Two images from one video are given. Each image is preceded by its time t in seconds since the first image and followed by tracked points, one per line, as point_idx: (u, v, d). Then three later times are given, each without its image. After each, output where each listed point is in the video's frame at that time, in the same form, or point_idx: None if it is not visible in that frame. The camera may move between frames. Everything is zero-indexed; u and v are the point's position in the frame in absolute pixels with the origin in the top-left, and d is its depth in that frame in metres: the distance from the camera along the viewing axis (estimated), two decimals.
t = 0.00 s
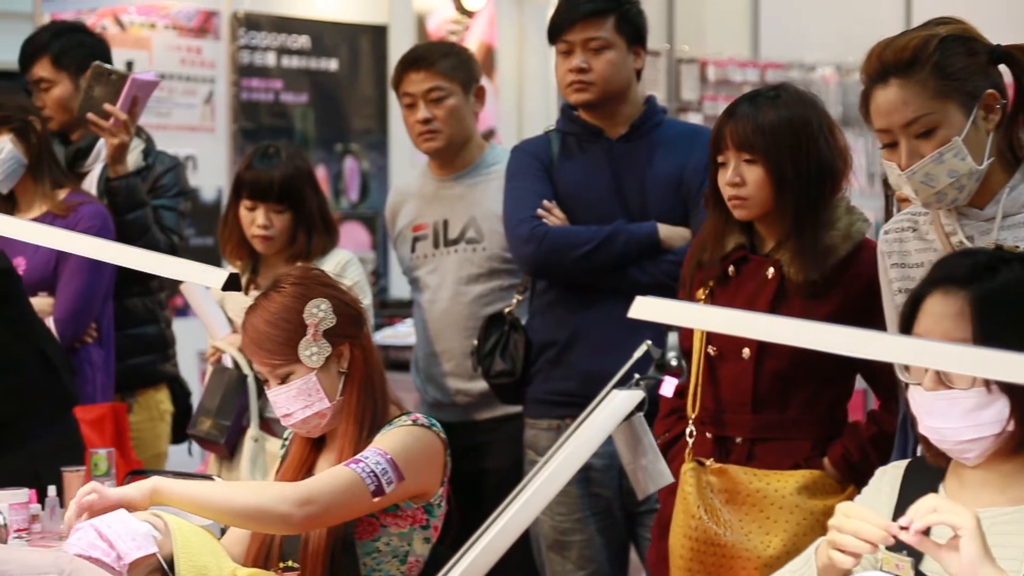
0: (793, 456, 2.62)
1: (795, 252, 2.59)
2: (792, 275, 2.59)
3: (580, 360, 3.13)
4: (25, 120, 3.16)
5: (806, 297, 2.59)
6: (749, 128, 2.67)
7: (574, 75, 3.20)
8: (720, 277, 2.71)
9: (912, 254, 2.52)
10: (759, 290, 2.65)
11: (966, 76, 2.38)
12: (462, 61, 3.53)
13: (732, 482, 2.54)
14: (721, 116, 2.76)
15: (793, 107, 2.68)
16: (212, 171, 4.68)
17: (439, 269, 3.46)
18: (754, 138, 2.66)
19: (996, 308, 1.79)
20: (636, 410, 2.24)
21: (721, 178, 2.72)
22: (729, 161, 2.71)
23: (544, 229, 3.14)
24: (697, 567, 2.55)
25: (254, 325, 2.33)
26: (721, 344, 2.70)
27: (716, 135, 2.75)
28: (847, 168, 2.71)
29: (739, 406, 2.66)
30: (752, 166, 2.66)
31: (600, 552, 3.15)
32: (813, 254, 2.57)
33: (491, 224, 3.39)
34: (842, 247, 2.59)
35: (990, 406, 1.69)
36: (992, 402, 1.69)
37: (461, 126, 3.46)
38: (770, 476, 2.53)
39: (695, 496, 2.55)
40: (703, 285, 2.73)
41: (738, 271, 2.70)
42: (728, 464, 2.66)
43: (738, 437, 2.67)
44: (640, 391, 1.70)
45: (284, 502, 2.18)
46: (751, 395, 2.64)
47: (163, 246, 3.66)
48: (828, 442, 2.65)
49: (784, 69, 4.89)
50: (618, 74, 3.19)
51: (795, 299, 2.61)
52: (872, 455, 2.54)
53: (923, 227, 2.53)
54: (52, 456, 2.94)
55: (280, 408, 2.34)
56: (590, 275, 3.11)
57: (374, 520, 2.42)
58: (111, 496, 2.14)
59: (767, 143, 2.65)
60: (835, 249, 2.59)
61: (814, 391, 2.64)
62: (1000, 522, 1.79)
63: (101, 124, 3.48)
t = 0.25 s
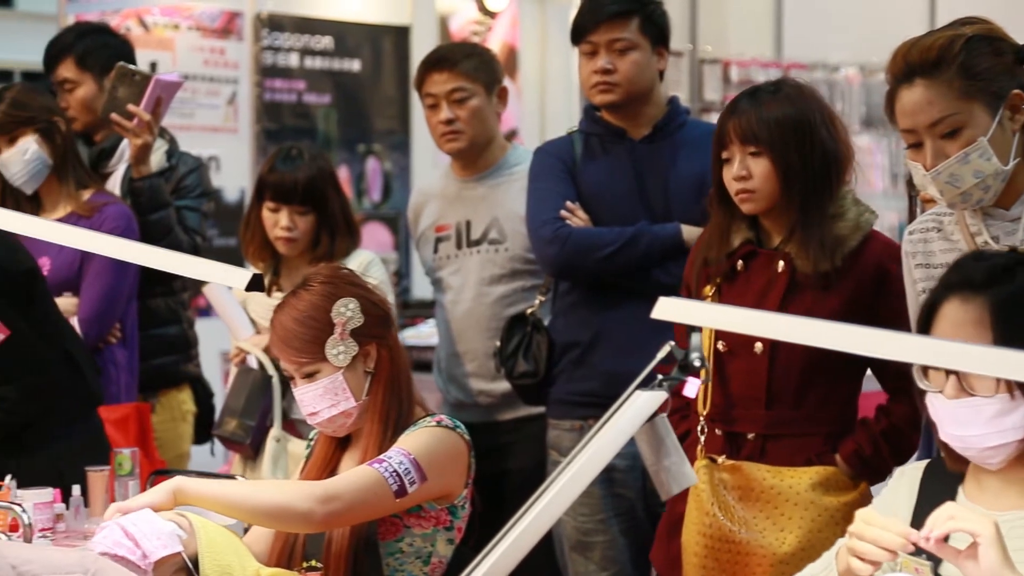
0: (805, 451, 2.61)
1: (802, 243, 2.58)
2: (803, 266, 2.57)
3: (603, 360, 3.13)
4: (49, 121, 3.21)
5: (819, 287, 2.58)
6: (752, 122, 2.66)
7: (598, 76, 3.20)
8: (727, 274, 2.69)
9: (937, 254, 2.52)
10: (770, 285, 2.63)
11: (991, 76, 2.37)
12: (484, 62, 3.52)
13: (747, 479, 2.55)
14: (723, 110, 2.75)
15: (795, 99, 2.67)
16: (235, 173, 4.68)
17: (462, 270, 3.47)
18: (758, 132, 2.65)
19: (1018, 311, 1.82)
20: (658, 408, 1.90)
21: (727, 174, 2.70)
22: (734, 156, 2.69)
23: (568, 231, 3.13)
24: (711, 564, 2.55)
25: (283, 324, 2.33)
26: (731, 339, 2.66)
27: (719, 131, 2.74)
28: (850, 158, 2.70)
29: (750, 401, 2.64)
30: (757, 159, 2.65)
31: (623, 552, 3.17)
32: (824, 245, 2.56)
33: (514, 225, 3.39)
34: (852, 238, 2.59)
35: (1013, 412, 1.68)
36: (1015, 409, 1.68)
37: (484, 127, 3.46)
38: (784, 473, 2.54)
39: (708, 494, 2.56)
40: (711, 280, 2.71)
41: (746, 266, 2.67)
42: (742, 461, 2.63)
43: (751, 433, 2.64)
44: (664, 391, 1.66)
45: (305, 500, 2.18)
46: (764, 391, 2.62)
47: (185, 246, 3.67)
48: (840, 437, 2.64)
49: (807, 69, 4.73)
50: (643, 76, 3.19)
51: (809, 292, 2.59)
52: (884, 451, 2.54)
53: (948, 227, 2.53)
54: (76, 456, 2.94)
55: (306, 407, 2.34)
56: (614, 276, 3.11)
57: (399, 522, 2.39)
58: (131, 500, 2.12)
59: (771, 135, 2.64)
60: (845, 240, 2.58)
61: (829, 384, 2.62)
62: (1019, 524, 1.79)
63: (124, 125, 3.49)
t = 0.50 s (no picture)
0: (822, 449, 2.60)
1: (815, 239, 2.58)
2: (815, 262, 2.57)
3: (627, 361, 3.13)
4: (75, 121, 3.22)
5: (834, 282, 2.57)
6: (761, 120, 2.65)
7: (624, 77, 3.19)
8: (737, 273, 2.68)
9: (962, 254, 2.54)
10: (782, 282, 2.62)
11: (1018, 75, 2.35)
12: (507, 62, 3.52)
13: (766, 477, 2.54)
14: (730, 109, 2.73)
15: (800, 98, 2.67)
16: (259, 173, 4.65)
17: (486, 270, 3.47)
18: (769, 129, 2.64)
19: None
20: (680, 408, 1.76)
21: (738, 174, 2.69)
22: (745, 155, 2.68)
23: (592, 232, 3.13)
24: (733, 562, 2.53)
25: (311, 322, 2.32)
26: (744, 338, 2.64)
27: (727, 131, 2.73)
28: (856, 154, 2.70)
29: (766, 398, 2.62)
30: (770, 157, 2.64)
31: (647, 552, 3.18)
32: (837, 240, 2.56)
33: (538, 225, 3.39)
34: (864, 232, 2.59)
35: None
36: None
37: (507, 127, 3.46)
38: (804, 470, 2.53)
39: (728, 493, 2.55)
40: (721, 280, 2.71)
41: (757, 264, 2.67)
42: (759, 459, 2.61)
43: (767, 431, 2.62)
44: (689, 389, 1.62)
45: (324, 493, 2.17)
46: (781, 388, 2.60)
47: (209, 246, 3.67)
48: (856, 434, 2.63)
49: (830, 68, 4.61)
50: (668, 76, 3.19)
51: (823, 286, 2.58)
52: (901, 444, 2.55)
53: (973, 227, 2.53)
54: (101, 455, 2.95)
55: (333, 404, 2.34)
56: (638, 276, 3.10)
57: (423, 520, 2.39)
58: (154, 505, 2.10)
59: (783, 133, 2.64)
60: (857, 234, 2.58)
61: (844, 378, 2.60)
62: None
63: (148, 125, 3.51)
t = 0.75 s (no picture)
0: (842, 447, 2.59)
1: (830, 237, 2.59)
2: (828, 259, 2.58)
3: (651, 361, 3.14)
4: (100, 122, 3.24)
5: (849, 279, 2.58)
6: (779, 122, 2.65)
7: (649, 77, 3.19)
8: (751, 274, 2.69)
9: (987, 254, 2.54)
10: (797, 281, 2.63)
11: None
12: (530, 63, 3.52)
13: (785, 476, 2.53)
14: (743, 110, 2.72)
15: (811, 99, 2.67)
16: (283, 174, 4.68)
17: (509, 271, 3.48)
18: (788, 131, 2.64)
19: None
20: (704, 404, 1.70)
21: (756, 177, 2.68)
22: (765, 157, 2.67)
23: (615, 232, 3.12)
24: (756, 560, 2.54)
25: (337, 321, 2.32)
26: (761, 337, 2.65)
27: (744, 133, 2.70)
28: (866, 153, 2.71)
29: (784, 398, 2.62)
30: (793, 158, 2.65)
31: (671, 553, 3.18)
32: (848, 234, 2.57)
33: (560, 225, 3.40)
34: (876, 227, 2.60)
35: None
36: None
37: (530, 127, 3.46)
38: (823, 467, 2.53)
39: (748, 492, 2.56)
40: (734, 282, 2.72)
41: (771, 264, 2.68)
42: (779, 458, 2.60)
43: (786, 430, 2.61)
44: (711, 391, 1.58)
45: (346, 492, 2.16)
46: (799, 387, 2.60)
47: (233, 246, 3.69)
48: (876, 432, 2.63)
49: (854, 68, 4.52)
50: (693, 76, 3.19)
51: (840, 282, 2.59)
52: (920, 441, 2.55)
53: (997, 228, 2.51)
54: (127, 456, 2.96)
55: (356, 404, 2.34)
56: (662, 277, 3.10)
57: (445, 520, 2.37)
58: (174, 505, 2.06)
59: (803, 134, 2.64)
60: (870, 229, 2.59)
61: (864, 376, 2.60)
62: None
63: (173, 126, 3.54)
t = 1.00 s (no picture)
0: (860, 447, 2.59)
1: (846, 238, 2.58)
2: (844, 259, 2.57)
3: (673, 362, 3.14)
4: (124, 124, 3.24)
5: (865, 279, 2.57)
6: (797, 125, 2.64)
7: (673, 78, 3.19)
8: (767, 277, 2.68)
9: (1011, 254, 2.52)
10: (813, 282, 2.62)
11: None
12: (552, 64, 3.52)
13: (803, 475, 2.52)
14: (761, 112, 2.72)
15: (826, 101, 2.66)
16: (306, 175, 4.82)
17: (531, 271, 3.48)
18: (807, 133, 2.64)
19: None
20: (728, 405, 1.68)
21: (775, 180, 2.68)
22: (784, 161, 2.66)
23: (638, 233, 3.12)
24: (772, 560, 2.48)
25: (366, 318, 2.33)
26: (780, 338, 2.65)
27: (763, 136, 2.69)
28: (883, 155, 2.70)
29: (802, 396, 2.62)
30: (811, 161, 2.64)
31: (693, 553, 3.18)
32: (863, 233, 2.56)
33: (582, 226, 3.39)
34: (893, 228, 2.59)
35: None
36: None
37: (552, 128, 3.47)
38: (841, 467, 2.52)
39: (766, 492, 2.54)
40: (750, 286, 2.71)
41: (788, 266, 2.67)
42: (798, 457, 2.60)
43: (804, 430, 2.61)
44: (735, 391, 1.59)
45: (364, 493, 2.14)
46: (817, 387, 2.60)
47: (257, 247, 3.70)
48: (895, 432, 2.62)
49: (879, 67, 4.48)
50: (717, 76, 3.19)
51: (857, 282, 2.58)
52: (938, 441, 2.54)
53: (1021, 228, 2.49)
54: (150, 457, 2.97)
55: (382, 401, 2.34)
56: (684, 278, 3.10)
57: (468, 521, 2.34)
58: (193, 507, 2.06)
59: (821, 138, 2.63)
60: (887, 229, 2.58)
61: (883, 375, 2.59)
62: None
63: (197, 128, 3.55)
